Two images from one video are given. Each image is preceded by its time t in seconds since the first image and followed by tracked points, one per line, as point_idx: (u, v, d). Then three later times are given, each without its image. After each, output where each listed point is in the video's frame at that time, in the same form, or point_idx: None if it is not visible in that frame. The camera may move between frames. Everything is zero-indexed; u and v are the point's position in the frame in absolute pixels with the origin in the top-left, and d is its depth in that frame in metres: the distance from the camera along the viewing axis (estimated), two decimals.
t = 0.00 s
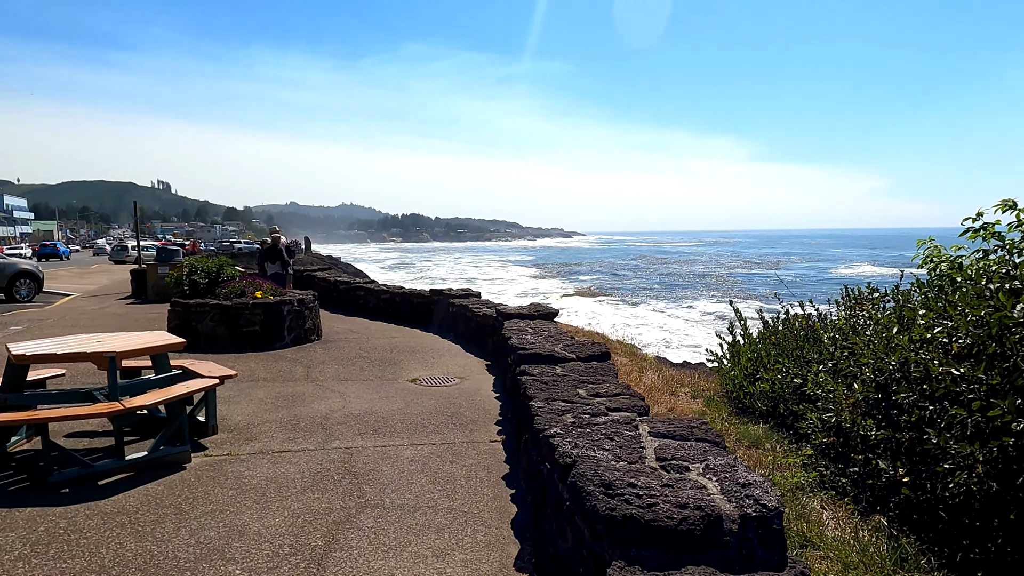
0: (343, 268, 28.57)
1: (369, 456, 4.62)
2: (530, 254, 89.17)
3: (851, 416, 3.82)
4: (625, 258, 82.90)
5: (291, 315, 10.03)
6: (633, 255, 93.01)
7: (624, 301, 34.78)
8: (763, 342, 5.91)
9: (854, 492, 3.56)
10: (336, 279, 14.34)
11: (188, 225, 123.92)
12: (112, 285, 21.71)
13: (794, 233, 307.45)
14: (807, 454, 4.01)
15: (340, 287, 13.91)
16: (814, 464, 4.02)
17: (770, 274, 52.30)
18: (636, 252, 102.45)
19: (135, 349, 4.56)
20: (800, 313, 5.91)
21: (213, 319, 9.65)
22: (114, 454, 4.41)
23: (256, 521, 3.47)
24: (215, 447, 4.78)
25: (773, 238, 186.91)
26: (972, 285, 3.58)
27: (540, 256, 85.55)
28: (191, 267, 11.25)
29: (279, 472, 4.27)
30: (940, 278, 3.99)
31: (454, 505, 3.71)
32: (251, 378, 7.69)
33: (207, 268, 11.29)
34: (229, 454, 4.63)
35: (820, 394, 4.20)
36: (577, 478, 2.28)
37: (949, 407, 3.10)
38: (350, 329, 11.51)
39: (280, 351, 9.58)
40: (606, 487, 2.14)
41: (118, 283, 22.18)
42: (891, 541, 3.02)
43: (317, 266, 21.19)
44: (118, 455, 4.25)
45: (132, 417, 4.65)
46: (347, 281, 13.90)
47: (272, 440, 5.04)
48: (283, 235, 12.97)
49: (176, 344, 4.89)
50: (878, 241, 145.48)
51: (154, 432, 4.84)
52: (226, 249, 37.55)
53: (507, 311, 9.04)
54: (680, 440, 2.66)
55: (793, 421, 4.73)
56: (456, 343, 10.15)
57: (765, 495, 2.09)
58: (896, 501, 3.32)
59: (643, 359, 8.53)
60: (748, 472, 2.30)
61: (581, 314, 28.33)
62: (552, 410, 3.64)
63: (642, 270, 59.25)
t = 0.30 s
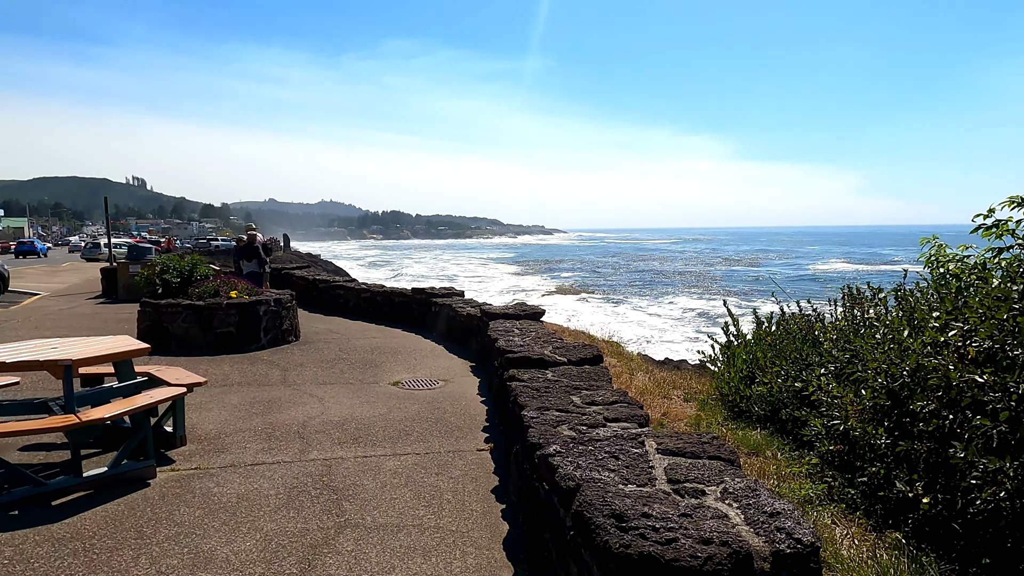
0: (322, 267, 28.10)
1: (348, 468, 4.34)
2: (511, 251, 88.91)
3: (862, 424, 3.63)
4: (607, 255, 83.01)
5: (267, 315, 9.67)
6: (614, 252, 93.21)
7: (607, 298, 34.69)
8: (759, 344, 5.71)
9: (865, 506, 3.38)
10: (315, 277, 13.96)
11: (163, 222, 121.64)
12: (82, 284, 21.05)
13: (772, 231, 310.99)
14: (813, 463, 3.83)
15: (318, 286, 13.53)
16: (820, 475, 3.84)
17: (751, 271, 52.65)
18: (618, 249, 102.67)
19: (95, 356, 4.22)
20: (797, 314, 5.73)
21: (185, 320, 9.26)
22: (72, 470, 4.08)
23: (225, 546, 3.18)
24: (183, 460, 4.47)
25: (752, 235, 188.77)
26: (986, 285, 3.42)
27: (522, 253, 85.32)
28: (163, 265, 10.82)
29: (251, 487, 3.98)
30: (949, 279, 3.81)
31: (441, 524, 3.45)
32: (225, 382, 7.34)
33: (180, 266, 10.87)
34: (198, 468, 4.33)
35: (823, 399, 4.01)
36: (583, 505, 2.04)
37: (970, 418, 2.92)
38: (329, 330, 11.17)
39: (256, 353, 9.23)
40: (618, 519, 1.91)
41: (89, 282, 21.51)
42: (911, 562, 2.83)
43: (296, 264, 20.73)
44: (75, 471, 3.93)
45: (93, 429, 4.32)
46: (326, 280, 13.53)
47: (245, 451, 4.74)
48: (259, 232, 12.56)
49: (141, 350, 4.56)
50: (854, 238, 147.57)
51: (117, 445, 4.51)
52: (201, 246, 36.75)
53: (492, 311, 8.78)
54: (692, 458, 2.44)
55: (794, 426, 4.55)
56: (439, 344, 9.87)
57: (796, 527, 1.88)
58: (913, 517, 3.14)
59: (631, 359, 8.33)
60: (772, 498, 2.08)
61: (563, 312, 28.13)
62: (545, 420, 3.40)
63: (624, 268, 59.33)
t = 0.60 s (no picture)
0: (299, 265, 27.54)
1: (325, 484, 4.02)
2: (490, 249, 88.56)
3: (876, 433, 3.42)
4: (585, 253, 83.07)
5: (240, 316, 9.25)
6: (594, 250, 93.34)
7: (587, 296, 34.57)
8: (756, 345, 5.49)
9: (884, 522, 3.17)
10: (290, 277, 13.51)
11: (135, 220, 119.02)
12: (47, 284, 20.30)
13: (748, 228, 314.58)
14: (823, 474, 3.61)
15: (294, 285, 13.10)
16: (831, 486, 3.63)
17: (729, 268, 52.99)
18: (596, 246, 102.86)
19: (43, 367, 3.84)
20: (795, 313, 5.51)
21: (152, 322, 8.81)
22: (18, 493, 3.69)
23: None
24: (144, 478, 4.11)
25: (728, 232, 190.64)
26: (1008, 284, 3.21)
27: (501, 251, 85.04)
28: (128, 265, 10.32)
29: (218, 508, 3.64)
30: (960, 278, 3.60)
31: (427, 550, 3.15)
32: (193, 389, 6.94)
33: (147, 266, 10.39)
34: (159, 487, 3.97)
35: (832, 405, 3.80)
36: (598, 544, 1.76)
37: (1002, 430, 2.71)
38: (305, 331, 10.76)
39: (227, 357, 8.81)
40: (642, 565, 1.64)
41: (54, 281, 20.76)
42: None
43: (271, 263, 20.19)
44: (19, 495, 3.54)
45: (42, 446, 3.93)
46: (302, 279, 13.10)
47: (212, 466, 4.39)
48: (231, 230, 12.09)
49: (95, 359, 4.18)
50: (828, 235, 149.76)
51: (70, 462, 4.13)
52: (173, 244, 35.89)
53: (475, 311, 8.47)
54: (712, 481, 2.18)
55: (798, 432, 4.34)
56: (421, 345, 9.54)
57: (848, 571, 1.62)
58: (940, 536, 2.93)
59: (619, 360, 8.09)
60: (810, 532, 1.83)
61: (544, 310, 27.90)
62: (540, 434, 3.12)
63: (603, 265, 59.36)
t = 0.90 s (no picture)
0: (275, 266, 26.92)
1: (302, 504, 3.71)
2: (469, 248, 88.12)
3: (896, 442, 3.21)
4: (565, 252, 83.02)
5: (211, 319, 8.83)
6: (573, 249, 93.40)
7: (568, 296, 34.41)
8: (755, 347, 5.28)
9: (908, 539, 2.96)
10: (265, 278, 13.08)
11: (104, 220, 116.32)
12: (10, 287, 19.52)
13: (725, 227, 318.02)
14: (838, 486, 3.40)
15: (269, 286, 12.66)
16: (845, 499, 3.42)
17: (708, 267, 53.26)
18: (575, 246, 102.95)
19: None
20: (795, 314, 5.31)
21: (117, 326, 8.36)
22: None
23: None
24: (101, 499, 3.75)
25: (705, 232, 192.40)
26: None
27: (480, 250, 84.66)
28: (92, 266, 9.84)
29: (183, 533, 3.31)
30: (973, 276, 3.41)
31: None
32: (160, 397, 6.55)
33: (112, 267, 9.91)
34: (118, 509, 3.63)
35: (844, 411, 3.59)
36: None
37: None
38: (280, 334, 10.37)
39: (198, 362, 8.41)
40: None
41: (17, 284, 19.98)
42: None
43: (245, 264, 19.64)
44: None
45: None
46: (277, 281, 12.67)
47: (177, 484, 4.04)
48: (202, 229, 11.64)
49: (47, 370, 3.81)
50: (803, 234, 151.86)
51: (19, 483, 3.76)
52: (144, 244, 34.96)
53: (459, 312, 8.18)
54: (743, 507, 1.93)
55: (805, 439, 4.13)
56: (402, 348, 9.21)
57: None
58: (972, 555, 2.72)
59: (608, 363, 7.85)
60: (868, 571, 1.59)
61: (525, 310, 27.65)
62: (539, 448, 2.85)
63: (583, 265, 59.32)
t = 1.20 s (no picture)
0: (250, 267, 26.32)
1: (276, 532, 3.43)
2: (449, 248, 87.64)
3: (913, 463, 3.04)
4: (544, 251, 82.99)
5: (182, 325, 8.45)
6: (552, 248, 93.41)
7: (548, 296, 34.26)
8: (749, 354, 5.11)
9: (930, 566, 2.79)
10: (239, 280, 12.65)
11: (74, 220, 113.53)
12: None
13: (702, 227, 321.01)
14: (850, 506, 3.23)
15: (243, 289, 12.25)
16: (857, 522, 3.25)
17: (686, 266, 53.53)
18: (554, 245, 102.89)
19: None
20: (790, 319, 5.15)
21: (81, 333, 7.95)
22: None
23: None
24: (54, 530, 3.44)
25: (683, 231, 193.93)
26: None
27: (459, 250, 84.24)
28: (55, 270, 9.38)
29: (143, 569, 3.02)
30: (984, 284, 3.27)
31: None
32: (126, 410, 6.19)
33: (77, 270, 9.46)
34: (73, 541, 3.31)
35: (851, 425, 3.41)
36: None
37: None
38: (255, 340, 10.00)
39: (168, 370, 8.03)
40: None
41: None
42: None
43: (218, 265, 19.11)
44: None
45: None
46: (251, 283, 12.26)
47: (139, 510, 3.73)
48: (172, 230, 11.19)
49: None
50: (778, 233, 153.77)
51: None
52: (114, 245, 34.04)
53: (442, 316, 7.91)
54: (776, 553, 1.87)
55: (808, 454, 3.96)
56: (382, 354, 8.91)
57: None
58: None
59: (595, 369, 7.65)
60: None
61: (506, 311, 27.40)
62: (537, 476, 2.62)
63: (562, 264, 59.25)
